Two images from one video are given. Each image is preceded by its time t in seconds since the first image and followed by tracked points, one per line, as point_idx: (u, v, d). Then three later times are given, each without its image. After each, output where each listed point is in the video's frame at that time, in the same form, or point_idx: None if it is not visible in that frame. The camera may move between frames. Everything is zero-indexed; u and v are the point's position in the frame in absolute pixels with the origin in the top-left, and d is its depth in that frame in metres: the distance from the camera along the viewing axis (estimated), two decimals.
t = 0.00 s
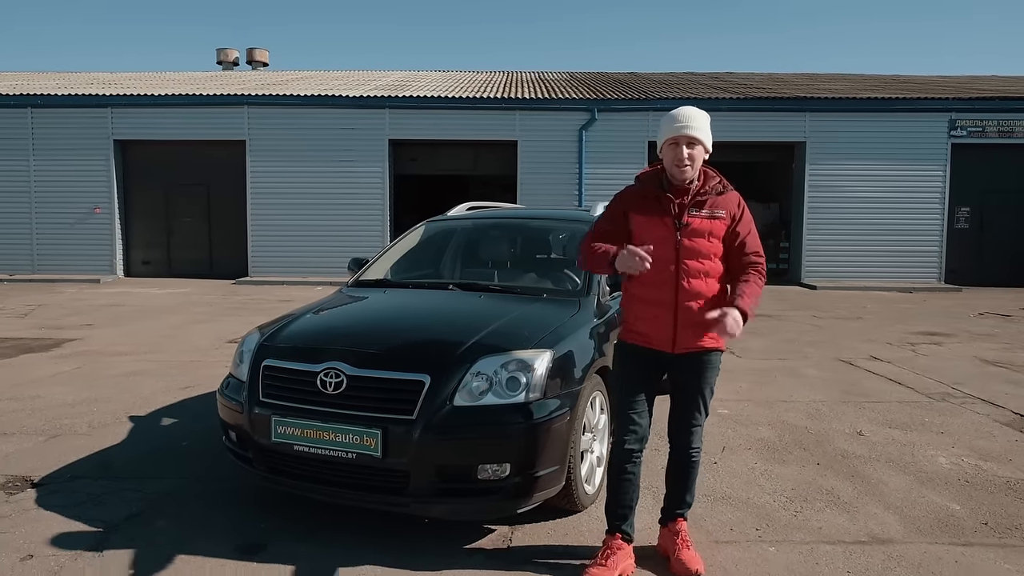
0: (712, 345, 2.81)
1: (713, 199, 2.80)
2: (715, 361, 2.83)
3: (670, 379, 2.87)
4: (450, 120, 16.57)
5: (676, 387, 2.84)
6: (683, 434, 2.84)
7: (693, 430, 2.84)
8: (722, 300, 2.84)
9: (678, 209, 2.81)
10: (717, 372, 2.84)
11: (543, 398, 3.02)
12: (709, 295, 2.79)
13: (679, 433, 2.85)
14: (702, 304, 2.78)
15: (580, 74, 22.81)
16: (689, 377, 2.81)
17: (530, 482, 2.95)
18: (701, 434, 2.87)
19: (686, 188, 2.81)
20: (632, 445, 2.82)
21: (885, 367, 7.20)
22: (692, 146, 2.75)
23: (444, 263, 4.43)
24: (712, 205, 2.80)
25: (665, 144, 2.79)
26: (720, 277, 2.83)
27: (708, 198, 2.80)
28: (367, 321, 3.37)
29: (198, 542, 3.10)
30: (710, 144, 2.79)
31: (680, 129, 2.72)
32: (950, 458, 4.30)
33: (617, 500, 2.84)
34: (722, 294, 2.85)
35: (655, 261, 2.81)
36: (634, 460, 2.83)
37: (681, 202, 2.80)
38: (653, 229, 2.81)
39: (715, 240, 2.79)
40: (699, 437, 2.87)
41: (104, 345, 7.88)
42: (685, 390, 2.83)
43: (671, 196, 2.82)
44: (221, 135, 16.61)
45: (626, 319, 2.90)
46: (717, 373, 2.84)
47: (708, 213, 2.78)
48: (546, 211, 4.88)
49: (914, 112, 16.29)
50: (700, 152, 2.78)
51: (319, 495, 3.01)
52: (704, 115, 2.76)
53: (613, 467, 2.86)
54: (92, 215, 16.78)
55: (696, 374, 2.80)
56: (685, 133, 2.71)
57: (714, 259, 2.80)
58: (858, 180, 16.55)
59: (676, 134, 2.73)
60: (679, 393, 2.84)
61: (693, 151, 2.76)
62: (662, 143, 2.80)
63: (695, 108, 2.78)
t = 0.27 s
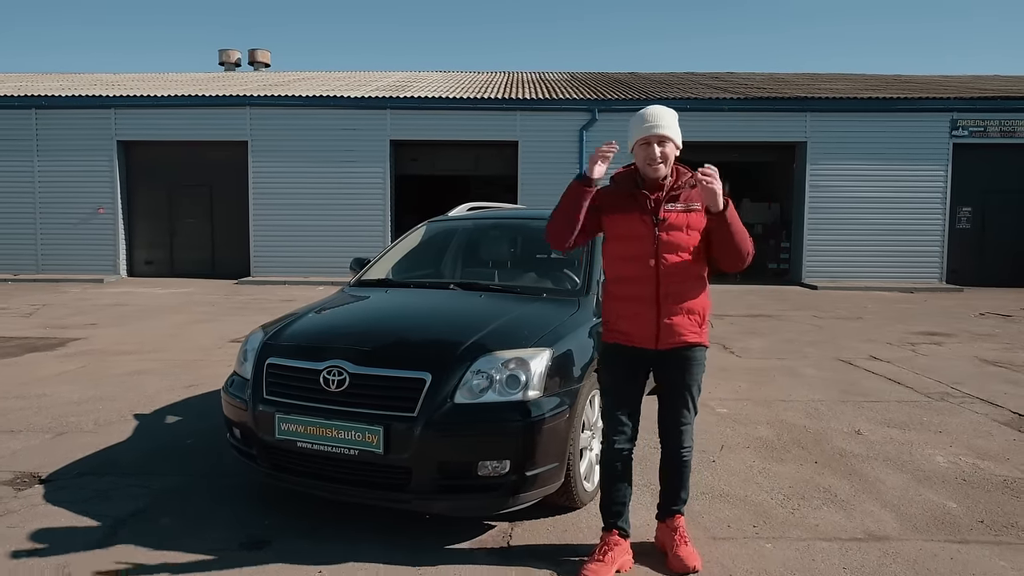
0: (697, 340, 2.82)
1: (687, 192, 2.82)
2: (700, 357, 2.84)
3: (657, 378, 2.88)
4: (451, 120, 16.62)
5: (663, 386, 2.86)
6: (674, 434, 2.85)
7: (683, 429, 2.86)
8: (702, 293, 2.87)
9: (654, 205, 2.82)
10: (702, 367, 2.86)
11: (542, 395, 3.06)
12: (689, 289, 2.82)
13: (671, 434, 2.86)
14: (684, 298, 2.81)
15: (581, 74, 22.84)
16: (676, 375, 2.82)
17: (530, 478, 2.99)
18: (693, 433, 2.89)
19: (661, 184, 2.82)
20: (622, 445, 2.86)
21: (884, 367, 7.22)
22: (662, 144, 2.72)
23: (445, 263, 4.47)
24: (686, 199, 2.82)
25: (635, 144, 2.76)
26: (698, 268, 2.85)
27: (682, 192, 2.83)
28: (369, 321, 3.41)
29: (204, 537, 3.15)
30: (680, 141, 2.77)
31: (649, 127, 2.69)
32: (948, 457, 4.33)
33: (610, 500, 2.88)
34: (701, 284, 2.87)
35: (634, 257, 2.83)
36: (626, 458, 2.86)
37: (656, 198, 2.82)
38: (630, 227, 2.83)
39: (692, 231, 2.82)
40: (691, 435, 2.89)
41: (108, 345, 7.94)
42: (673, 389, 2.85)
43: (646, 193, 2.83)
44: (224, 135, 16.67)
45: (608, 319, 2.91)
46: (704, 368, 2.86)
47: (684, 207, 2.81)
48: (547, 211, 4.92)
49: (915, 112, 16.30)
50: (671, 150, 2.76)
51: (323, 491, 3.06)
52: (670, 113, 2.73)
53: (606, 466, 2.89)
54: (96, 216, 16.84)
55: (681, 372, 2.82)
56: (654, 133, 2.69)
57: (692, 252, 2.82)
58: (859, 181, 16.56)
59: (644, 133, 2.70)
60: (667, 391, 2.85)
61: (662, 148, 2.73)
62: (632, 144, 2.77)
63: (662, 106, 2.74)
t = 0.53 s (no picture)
0: (685, 336, 2.82)
1: (667, 190, 2.83)
2: (689, 353, 2.84)
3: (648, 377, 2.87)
4: (456, 120, 16.65)
5: (654, 384, 2.85)
6: (670, 433, 2.85)
7: (678, 427, 2.86)
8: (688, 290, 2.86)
9: (635, 205, 2.82)
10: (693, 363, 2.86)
11: (544, 393, 3.09)
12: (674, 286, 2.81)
13: (667, 432, 2.86)
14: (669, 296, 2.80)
15: (585, 74, 22.85)
16: (667, 374, 2.82)
17: (533, 476, 3.02)
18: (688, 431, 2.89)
19: (640, 183, 2.83)
20: (618, 444, 2.88)
21: (888, 367, 7.23)
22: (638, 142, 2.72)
23: (449, 263, 4.50)
24: (667, 196, 2.82)
25: (610, 145, 2.76)
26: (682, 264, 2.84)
27: (662, 190, 2.83)
28: (374, 320, 3.45)
29: (211, 532, 3.19)
30: (654, 139, 2.77)
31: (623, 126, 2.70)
32: (950, 457, 4.34)
33: (609, 499, 2.90)
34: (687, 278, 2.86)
35: (617, 257, 2.82)
36: (622, 456, 2.89)
37: (637, 197, 2.82)
38: (612, 228, 2.83)
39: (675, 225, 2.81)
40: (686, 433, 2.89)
41: (115, 344, 8.00)
42: (663, 387, 2.84)
43: (626, 192, 2.83)
44: (229, 136, 16.75)
45: (595, 321, 2.90)
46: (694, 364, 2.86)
47: (664, 205, 2.81)
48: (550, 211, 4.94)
49: (920, 112, 16.27)
50: (648, 148, 2.76)
51: (328, 487, 3.10)
52: (643, 111, 2.73)
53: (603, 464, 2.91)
54: (102, 216, 16.94)
55: (671, 370, 2.81)
56: (630, 132, 2.69)
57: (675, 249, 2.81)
58: (864, 181, 16.54)
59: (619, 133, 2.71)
60: (659, 392, 2.85)
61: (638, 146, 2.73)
62: (608, 145, 2.77)
63: (634, 106, 2.74)
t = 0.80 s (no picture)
0: (681, 335, 2.83)
1: (657, 192, 2.81)
2: (686, 352, 2.85)
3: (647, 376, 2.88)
4: (464, 121, 16.70)
5: (653, 383, 2.87)
6: (671, 432, 2.87)
7: (680, 425, 2.88)
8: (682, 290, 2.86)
9: (625, 209, 2.81)
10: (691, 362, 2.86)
11: (550, 392, 3.11)
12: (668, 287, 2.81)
13: (668, 432, 2.88)
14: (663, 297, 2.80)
15: (593, 74, 22.86)
16: (665, 374, 2.82)
17: (540, 474, 3.05)
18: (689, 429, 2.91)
19: (629, 188, 2.81)
20: (618, 443, 2.91)
21: (896, 367, 7.22)
22: (624, 149, 2.72)
23: (456, 263, 4.53)
24: (658, 199, 2.81)
25: (598, 152, 2.76)
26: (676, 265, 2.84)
27: (652, 193, 2.81)
28: (383, 319, 3.49)
29: (222, 528, 3.24)
30: (641, 142, 2.78)
31: (609, 132, 2.70)
32: (957, 457, 4.34)
33: (611, 498, 2.93)
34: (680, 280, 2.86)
35: (609, 262, 2.82)
36: (624, 454, 2.91)
37: (626, 201, 2.81)
38: (604, 233, 2.82)
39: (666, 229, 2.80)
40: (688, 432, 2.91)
41: (127, 343, 8.07)
42: (662, 385, 2.85)
43: (615, 198, 2.81)
44: (239, 137, 16.85)
45: (592, 324, 2.90)
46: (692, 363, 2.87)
47: (655, 208, 2.79)
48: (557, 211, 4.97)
49: (930, 112, 16.19)
50: (635, 152, 2.76)
51: (337, 484, 3.14)
52: (630, 115, 2.75)
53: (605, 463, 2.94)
54: (113, 216, 17.07)
55: (670, 369, 2.82)
56: (617, 139, 2.69)
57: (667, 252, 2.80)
58: (873, 180, 16.48)
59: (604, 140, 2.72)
60: (659, 391, 2.86)
61: (625, 153, 2.73)
62: (595, 151, 2.78)
63: (619, 110, 2.75)
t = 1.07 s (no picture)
0: (680, 335, 2.85)
1: (653, 194, 2.84)
2: (686, 351, 2.87)
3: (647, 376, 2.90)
4: (470, 121, 16.73)
5: (653, 383, 2.89)
6: (673, 431, 2.89)
7: (681, 424, 2.90)
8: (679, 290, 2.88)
9: (622, 211, 2.82)
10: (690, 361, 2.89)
11: (556, 392, 3.13)
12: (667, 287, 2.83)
13: (670, 431, 2.90)
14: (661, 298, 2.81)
15: (600, 74, 22.86)
16: (666, 373, 2.84)
17: (545, 473, 3.07)
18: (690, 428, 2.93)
19: (625, 190, 2.84)
20: (620, 441, 2.93)
21: (903, 367, 7.21)
22: (621, 150, 2.76)
23: (463, 263, 4.56)
24: (654, 201, 2.83)
25: (595, 152, 2.78)
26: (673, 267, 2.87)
27: (648, 195, 2.83)
28: (389, 319, 3.51)
29: (230, 525, 3.27)
30: (637, 144, 2.81)
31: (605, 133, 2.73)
32: (962, 457, 4.34)
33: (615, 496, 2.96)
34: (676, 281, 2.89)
35: (608, 265, 2.82)
36: (626, 452, 2.94)
37: (623, 203, 2.82)
38: (601, 235, 2.83)
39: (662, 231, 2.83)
40: (690, 431, 2.93)
41: (135, 342, 8.13)
42: (663, 384, 2.87)
43: (612, 200, 2.83)
44: (246, 137, 16.93)
45: (591, 326, 2.91)
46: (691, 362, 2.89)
47: (652, 210, 2.81)
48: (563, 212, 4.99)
49: (938, 111, 16.12)
50: (631, 154, 2.79)
51: (345, 482, 3.17)
52: (627, 116, 2.78)
53: (608, 460, 2.97)
54: (122, 216, 17.17)
55: (669, 369, 2.84)
56: (614, 140, 2.72)
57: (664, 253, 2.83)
58: (880, 180, 16.42)
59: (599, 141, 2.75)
60: (660, 391, 2.88)
61: (621, 155, 2.77)
62: (591, 152, 2.81)
63: (616, 111, 2.79)
